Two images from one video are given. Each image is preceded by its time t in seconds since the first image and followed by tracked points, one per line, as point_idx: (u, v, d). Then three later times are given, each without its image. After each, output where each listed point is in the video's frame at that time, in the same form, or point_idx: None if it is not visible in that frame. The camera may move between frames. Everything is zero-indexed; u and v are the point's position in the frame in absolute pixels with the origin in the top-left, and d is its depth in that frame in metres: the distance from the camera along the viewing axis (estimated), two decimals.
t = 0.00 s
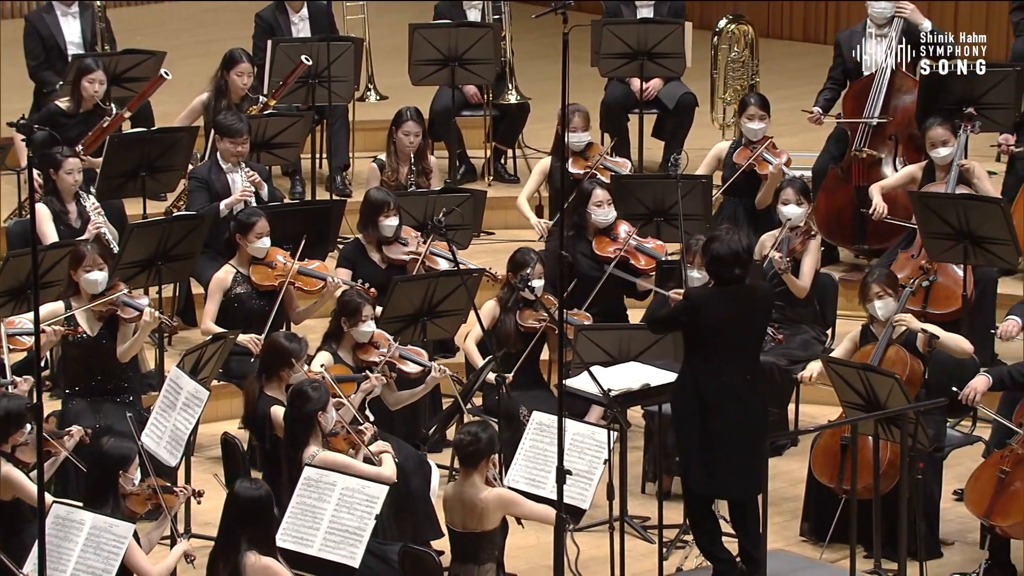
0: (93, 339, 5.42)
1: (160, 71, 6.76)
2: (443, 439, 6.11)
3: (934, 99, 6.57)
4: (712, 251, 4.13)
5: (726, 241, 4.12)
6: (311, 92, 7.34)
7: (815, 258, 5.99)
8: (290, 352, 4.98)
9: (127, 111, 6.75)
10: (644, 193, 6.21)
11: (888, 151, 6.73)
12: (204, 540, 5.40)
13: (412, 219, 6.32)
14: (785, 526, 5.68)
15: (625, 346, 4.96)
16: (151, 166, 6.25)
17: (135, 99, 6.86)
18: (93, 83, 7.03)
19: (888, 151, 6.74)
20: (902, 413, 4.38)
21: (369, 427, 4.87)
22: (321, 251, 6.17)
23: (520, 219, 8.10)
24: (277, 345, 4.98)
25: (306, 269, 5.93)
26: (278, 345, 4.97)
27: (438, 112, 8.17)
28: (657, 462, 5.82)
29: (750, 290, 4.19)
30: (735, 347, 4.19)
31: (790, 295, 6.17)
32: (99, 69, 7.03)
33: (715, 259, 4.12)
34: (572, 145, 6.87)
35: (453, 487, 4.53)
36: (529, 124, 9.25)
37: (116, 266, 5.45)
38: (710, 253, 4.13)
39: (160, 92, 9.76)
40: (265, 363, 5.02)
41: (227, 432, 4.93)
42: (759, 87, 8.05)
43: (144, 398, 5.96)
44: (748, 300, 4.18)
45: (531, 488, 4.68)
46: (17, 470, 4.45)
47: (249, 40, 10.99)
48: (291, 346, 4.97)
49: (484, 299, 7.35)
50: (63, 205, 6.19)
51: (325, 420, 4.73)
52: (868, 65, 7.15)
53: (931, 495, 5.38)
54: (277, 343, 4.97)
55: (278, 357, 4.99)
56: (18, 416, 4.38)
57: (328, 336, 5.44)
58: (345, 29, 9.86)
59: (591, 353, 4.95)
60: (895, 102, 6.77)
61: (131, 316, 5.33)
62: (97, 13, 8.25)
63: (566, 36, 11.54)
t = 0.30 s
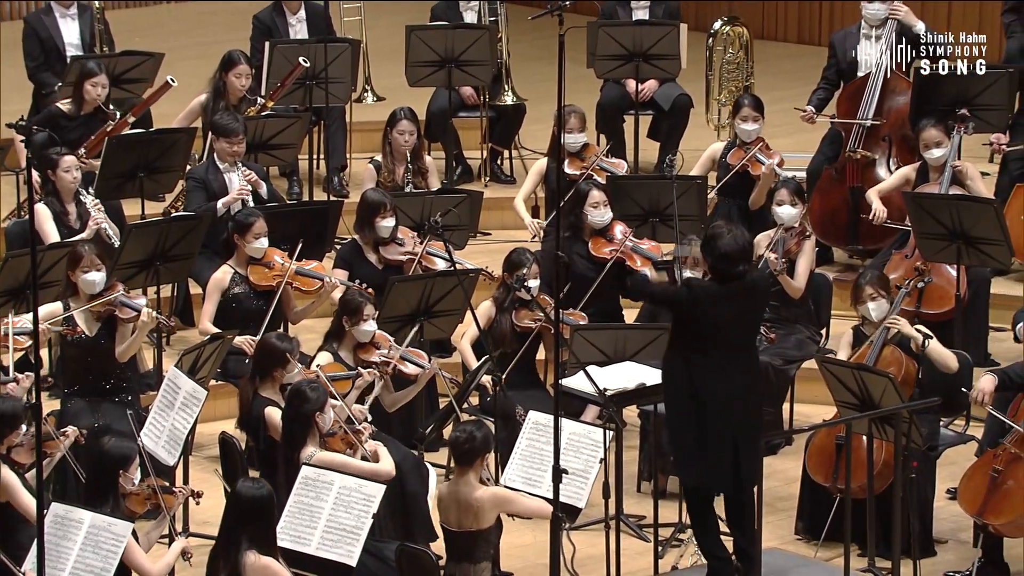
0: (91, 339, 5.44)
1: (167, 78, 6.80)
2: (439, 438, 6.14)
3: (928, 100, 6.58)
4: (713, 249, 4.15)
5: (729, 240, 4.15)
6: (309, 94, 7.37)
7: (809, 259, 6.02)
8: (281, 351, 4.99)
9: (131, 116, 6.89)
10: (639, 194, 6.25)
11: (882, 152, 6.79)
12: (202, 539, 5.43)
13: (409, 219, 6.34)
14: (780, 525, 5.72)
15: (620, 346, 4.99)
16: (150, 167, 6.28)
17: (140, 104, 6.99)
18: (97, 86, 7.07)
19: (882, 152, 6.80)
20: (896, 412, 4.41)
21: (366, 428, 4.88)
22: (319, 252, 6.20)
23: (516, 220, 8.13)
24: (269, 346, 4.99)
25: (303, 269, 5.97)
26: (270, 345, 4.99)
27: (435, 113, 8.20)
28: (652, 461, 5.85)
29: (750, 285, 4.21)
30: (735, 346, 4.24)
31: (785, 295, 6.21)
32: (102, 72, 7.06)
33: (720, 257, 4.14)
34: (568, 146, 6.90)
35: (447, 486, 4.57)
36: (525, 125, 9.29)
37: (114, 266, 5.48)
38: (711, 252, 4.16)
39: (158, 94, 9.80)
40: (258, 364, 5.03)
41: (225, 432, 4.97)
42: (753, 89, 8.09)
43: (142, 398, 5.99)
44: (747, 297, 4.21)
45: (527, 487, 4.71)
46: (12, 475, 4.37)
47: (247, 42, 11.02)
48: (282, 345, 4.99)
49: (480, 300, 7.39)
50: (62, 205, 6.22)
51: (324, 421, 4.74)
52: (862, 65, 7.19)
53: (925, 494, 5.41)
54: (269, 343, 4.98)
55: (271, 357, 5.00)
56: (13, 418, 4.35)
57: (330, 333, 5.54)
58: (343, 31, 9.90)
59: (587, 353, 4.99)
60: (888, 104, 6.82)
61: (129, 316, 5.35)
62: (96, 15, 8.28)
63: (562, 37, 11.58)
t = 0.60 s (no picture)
0: (90, 340, 5.47)
1: (171, 83, 6.84)
2: (436, 438, 6.18)
3: (922, 102, 6.60)
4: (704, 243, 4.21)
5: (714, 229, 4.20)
6: (307, 95, 7.40)
7: (805, 260, 6.05)
8: (273, 352, 5.02)
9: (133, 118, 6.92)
10: (635, 195, 6.27)
11: (877, 153, 6.81)
12: (201, 538, 5.47)
13: (406, 220, 6.37)
14: (775, 524, 5.75)
15: (617, 346, 5.03)
16: (149, 168, 6.31)
17: (145, 108, 7.06)
18: (98, 89, 7.11)
19: (877, 153, 6.82)
20: (891, 412, 4.44)
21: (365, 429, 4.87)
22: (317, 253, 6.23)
23: (513, 221, 8.16)
24: (260, 346, 5.01)
25: (302, 269, 5.99)
26: (262, 345, 5.01)
27: (433, 114, 8.23)
28: (649, 460, 5.89)
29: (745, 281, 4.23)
30: (730, 345, 4.27)
31: (780, 295, 6.24)
32: (104, 75, 7.10)
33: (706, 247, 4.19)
34: (566, 147, 6.93)
35: (443, 486, 4.59)
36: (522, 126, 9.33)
37: (113, 267, 5.51)
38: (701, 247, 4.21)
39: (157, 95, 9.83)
40: (251, 365, 5.05)
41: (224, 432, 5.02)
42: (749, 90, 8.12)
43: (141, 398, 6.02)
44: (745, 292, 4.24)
45: (524, 487, 4.75)
46: (10, 478, 4.39)
47: (245, 44, 11.06)
48: (273, 345, 5.00)
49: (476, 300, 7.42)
50: (62, 206, 6.25)
51: (322, 422, 4.75)
52: (856, 66, 7.22)
53: (920, 493, 5.45)
54: (260, 344, 5.00)
55: (265, 358, 5.02)
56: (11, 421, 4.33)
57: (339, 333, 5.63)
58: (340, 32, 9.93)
59: (584, 352, 5.01)
60: (883, 105, 6.84)
61: (127, 318, 5.37)
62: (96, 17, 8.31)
63: (558, 39, 11.62)
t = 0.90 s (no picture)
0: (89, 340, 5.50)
1: (175, 87, 6.88)
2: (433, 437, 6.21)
3: (916, 103, 6.64)
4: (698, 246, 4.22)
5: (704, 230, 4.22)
6: (305, 96, 7.43)
7: (802, 263, 6.09)
8: (268, 351, 5.04)
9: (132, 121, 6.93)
10: (630, 194, 6.35)
11: (871, 153, 6.84)
12: (199, 537, 5.50)
13: (403, 220, 6.41)
14: (771, 523, 5.79)
15: (613, 345, 5.06)
16: (147, 169, 6.34)
17: (146, 111, 7.11)
18: (97, 91, 7.14)
19: (871, 154, 6.85)
20: (885, 411, 4.47)
21: (363, 429, 4.90)
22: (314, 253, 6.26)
23: (510, 222, 8.20)
24: (255, 346, 5.04)
25: (299, 269, 6.02)
26: (257, 345, 5.03)
27: (430, 116, 8.26)
28: (645, 460, 5.92)
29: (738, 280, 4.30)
30: (728, 346, 4.31)
31: (775, 296, 6.27)
32: (102, 77, 7.13)
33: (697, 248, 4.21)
34: (562, 149, 6.95)
35: (439, 486, 4.61)
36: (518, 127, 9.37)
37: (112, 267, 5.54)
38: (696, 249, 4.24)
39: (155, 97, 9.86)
40: (247, 365, 5.08)
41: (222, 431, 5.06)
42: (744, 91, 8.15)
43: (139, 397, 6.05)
44: (739, 291, 4.30)
45: (520, 486, 4.76)
46: (10, 476, 4.43)
47: (242, 46, 11.08)
48: (269, 345, 5.03)
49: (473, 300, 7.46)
50: (60, 207, 6.27)
51: (320, 423, 4.77)
52: (851, 67, 7.26)
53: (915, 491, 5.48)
54: (255, 344, 5.03)
55: (260, 357, 5.05)
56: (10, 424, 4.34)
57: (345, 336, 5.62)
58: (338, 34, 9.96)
59: (580, 352, 5.05)
60: (877, 106, 6.89)
61: (128, 325, 5.33)
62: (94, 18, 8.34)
63: (554, 41, 11.65)
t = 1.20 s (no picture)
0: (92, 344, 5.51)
1: (174, 87, 6.89)
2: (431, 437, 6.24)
3: (910, 104, 6.68)
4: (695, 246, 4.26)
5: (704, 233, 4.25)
6: (302, 97, 7.46)
7: (799, 267, 6.13)
8: (267, 350, 5.06)
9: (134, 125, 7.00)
10: (627, 196, 6.38)
11: (866, 154, 6.86)
12: (197, 536, 5.53)
13: (400, 220, 6.43)
14: (766, 522, 5.82)
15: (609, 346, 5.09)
16: (145, 170, 6.37)
17: (145, 112, 7.15)
18: (93, 91, 7.17)
19: (866, 155, 6.86)
20: (880, 411, 4.50)
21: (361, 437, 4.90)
22: (312, 253, 6.28)
23: (507, 222, 8.23)
24: (254, 345, 5.05)
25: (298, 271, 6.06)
26: (255, 344, 5.05)
27: (427, 116, 8.29)
28: (642, 459, 5.95)
29: (736, 280, 4.33)
30: (728, 345, 4.34)
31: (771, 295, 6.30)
32: (99, 77, 7.16)
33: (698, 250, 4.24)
34: (558, 150, 6.97)
35: (436, 485, 4.64)
36: (514, 127, 9.40)
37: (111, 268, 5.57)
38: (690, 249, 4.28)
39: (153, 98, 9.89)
40: (246, 363, 5.10)
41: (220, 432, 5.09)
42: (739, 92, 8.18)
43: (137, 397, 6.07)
44: (737, 290, 4.32)
45: (517, 484, 4.79)
46: (9, 474, 4.45)
47: (240, 47, 11.11)
48: (268, 344, 5.04)
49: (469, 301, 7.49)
50: (58, 209, 6.30)
51: (320, 427, 4.77)
52: (845, 69, 7.30)
53: (909, 491, 5.51)
54: (253, 343, 5.04)
55: (258, 356, 5.07)
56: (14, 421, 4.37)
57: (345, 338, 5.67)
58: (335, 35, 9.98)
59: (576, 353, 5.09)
60: (872, 107, 6.91)
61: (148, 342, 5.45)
62: (93, 20, 8.36)
63: (551, 42, 11.68)
